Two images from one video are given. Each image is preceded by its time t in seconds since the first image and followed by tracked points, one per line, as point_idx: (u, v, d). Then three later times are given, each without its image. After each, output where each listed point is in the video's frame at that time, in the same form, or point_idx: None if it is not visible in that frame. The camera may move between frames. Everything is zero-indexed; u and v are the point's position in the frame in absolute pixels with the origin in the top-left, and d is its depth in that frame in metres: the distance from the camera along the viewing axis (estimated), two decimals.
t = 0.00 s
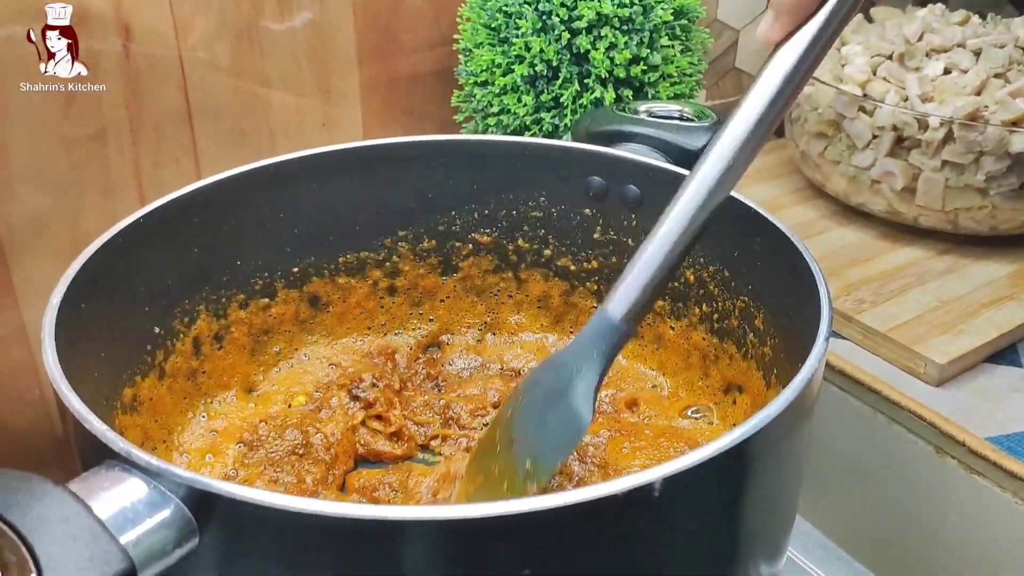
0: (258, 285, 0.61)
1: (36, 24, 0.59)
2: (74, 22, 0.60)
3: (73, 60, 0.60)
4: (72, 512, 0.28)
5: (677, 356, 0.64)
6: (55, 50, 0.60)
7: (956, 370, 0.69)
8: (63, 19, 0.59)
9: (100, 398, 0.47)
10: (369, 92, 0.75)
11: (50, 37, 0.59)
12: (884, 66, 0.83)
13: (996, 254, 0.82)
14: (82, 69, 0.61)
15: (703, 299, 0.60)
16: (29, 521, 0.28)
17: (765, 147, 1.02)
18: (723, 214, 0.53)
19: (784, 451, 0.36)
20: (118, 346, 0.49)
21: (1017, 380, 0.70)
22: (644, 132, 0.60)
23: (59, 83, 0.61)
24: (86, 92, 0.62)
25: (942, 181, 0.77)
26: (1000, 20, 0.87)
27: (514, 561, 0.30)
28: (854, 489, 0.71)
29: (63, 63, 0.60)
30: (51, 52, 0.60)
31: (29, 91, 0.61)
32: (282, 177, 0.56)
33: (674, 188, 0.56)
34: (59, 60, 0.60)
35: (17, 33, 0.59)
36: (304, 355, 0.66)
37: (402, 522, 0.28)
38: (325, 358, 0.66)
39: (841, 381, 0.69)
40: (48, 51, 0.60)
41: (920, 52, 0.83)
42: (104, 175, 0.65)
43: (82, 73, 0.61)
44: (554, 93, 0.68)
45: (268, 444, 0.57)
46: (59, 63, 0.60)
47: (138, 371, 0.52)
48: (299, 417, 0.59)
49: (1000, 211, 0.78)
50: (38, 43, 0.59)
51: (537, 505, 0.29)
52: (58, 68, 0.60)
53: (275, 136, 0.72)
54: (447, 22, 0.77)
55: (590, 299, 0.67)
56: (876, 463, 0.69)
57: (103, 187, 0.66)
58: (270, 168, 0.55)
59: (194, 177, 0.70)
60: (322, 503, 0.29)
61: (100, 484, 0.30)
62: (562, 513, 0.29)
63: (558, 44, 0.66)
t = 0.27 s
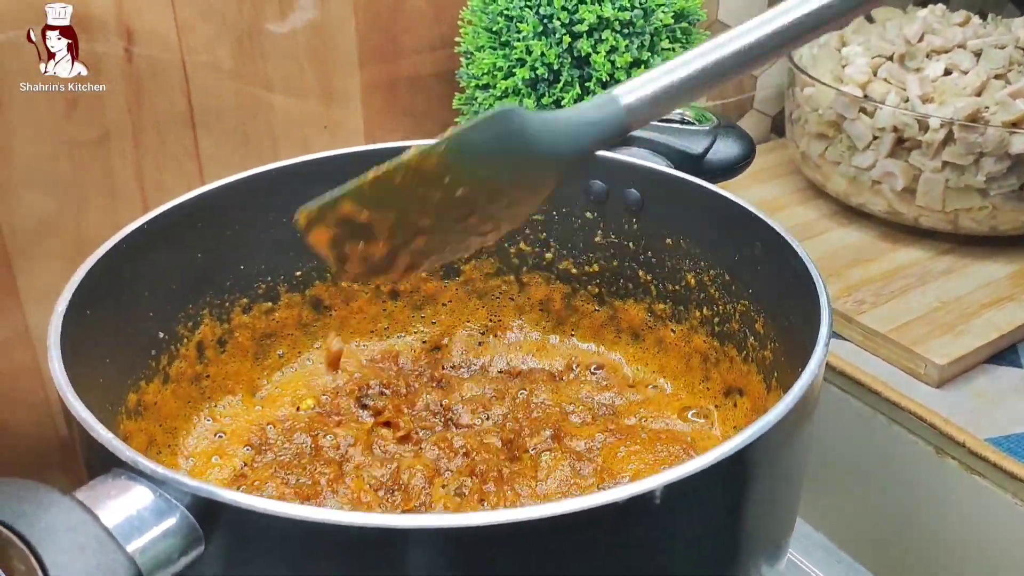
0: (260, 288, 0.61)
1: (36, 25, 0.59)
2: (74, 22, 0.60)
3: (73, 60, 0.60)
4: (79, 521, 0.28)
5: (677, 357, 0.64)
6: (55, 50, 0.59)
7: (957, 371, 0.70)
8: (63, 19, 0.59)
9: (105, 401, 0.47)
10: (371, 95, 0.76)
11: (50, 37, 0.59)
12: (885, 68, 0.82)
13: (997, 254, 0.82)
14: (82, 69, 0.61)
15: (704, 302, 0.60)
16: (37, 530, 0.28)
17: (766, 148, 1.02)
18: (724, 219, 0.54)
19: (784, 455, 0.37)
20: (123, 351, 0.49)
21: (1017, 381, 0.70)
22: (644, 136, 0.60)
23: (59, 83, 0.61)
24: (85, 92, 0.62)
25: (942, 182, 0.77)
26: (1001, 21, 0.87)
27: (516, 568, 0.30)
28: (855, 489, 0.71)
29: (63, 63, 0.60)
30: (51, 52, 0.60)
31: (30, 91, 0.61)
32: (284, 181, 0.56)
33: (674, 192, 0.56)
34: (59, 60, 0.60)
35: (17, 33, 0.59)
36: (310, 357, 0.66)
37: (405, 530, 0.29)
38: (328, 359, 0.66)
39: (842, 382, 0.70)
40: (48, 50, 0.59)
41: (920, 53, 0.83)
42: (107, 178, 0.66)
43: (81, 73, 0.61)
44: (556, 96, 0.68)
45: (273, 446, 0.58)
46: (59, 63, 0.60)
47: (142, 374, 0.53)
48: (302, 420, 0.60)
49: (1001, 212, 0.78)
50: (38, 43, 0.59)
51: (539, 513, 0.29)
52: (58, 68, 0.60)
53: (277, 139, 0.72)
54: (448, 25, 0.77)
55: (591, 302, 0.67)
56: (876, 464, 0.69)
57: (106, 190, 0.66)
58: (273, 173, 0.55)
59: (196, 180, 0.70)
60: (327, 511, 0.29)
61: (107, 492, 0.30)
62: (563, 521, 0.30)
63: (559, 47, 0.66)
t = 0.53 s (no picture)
0: (261, 291, 0.61)
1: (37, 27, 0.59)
2: (74, 23, 0.60)
3: (73, 60, 0.60)
4: (82, 530, 0.28)
5: (677, 358, 0.65)
6: (55, 50, 0.60)
7: (955, 371, 0.70)
8: (63, 19, 0.59)
9: (106, 406, 0.47)
10: (372, 97, 0.76)
11: (49, 38, 0.59)
12: (884, 69, 0.83)
13: (996, 254, 0.83)
14: (82, 69, 0.61)
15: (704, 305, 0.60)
16: (40, 537, 0.28)
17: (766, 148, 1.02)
18: (723, 221, 0.54)
19: (782, 459, 0.37)
20: (125, 354, 0.50)
21: (1016, 381, 0.71)
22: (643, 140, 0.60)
23: (59, 83, 0.61)
24: (85, 92, 0.62)
25: (942, 183, 0.77)
26: (1000, 21, 0.87)
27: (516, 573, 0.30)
28: (854, 489, 0.71)
29: (63, 63, 0.60)
30: (51, 52, 0.60)
31: (29, 91, 0.60)
32: (285, 185, 0.57)
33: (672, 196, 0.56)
34: (59, 61, 0.60)
35: (18, 35, 0.59)
36: (303, 365, 0.66)
37: (404, 536, 0.29)
38: (326, 364, 0.66)
39: (841, 383, 0.70)
40: (48, 50, 0.59)
41: (919, 54, 0.83)
42: (109, 182, 0.66)
43: (81, 73, 0.61)
44: (555, 99, 0.68)
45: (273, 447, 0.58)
46: (59, 63, 0.60)
47: (144, 378, 0.53)
48: (303, 422, 0.60)
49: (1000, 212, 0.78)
50: (38, 43, 0.59)
51: (537, 519, 0.30)
52: (57, 69, 0.60)
53: (278, 142, 0.73)
54: (448, 28, 0.77)
55: (591, 304, 0.68)
56: (875, 464, 0.69)
57: (108, 192, 0.66)
58: (274, 177, 0.55)
59: (198, 183, 0.70)
60: (327, 518, 0.29)
61: (110, 499, 0.30)
62: (561, 526, 0.30)
63: (558, 51, 0.67)
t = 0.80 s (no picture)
0: (262, 292, 0.61)
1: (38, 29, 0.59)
2: (74, 23, 0.60)
3: (73, 60, 0.60)
4: (86, 532, 0.29)
5: (675, 359, 0.65)
6: (55, 50, 0.60)
7: (954, 371, 0.70)
8: (63, 19, 0.59)
9: (108, 407, 0.47)
10: (372, 98, 0.76)
11: (50, 37, 0.59)
12: (883, 70, 0.83)
13: (995, 254, 0.83)
14: (82, 69, 0.61)
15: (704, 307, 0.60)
16: (45, 539, 0.28)
17: (765, 148, 1.03)
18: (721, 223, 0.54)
19: (779, 461, 0.37)
20: (127, 356, 0.50)
21: (1014, 381, 0.71)
22: (643, 142, 0.60)
23: (59, 83, 0.61)
24: (85, 92, 0.62)
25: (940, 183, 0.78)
26: (998, 22, 0.88)
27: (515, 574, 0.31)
28: (853, 489, 0.72)
29: (62, 62, 0.60)
30: (51, 52, 0.60)
31: (29, 91, 0.60)
32: (285, 187, 0.57)
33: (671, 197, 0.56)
34: (59, 60, 0.60)
35: (19, 36, 0.59)
36: (303, 366, 0.66)
37: (405, 538, 0.29)
38: (324, 365, 0.67)
39: (840, 383, 0.70)
40: (48, 50, 0.59)
41: (918, 55, 0.83)
42: (111, 184, 0.66)
43: (81, 73, 0.61)
44: (555, 101, 0.68)
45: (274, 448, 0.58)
46: (59, 63, 0.60)
47: (146, 379, 0.53)
48: (304, 423, 0.61)
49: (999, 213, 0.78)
50: (38, 43, 0.59)
51: (536, 521, 0.30)
52: (57, 68, 0.60)
53: (279, 144, 0.73)
54: (448, 29, 0.77)
55: (590, 305, 0.69)
56: (873, 464, 0.69)
57: (110, 193, 0.67)
58: (275, 179, 0.56)
59: (199, 184, 0.70)
60: (329, 520, 0.30)
61: (114, 501, 0.31)
62: (560, 529, 0.30)
63: (558, 52, 0.67)
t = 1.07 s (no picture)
0: (259, 292, 0.62)
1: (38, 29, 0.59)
2: (73, 23, 0.60)
3: (73, 60, 0.61)
4: (81, 532, 0.29)
5: (672, 359, 0.65)
6: (55, 50, 0.60)
7: (950, 371, 0.70)
8: (63, 19, 0.59)
9: (105, 407, 0.48)
10: (369, 98, 0.76)
11: (49, 37, 0.59)
12: (879, 69, 0.83)
13: (991, 253, 0.83)
14: (83, 69, 0.62)
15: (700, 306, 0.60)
16: (40, 540, 0.28)
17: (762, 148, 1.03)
18: (716, 222, 0.54)
19: (773, 460, 0.37)
20: (123, 356, 0.50)
21: (1010, 380, 0.71)
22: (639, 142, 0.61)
23: (59, 83, 0.61)
24: (85, 92, 0.62)
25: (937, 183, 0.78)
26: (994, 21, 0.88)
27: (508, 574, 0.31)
28: (848, 488, 0.72)
29: (63, 63, 0.61)
30: (51, 52, 0.60)
31: (29, 91, 0.61)
32: (282, 187, 0.57)
33: (666, 197, 0.57)
34: (59, 60, 0.60)
35: (17, 35, 0.59)
36: (298, 366, 0.67)
37: (399, 538, 0.29)
38: (319, 365, 0.67)
39: (836, 383, 0.70)
40: (49, 51, 0.60)
41: (914, 54, 0.83)
42: (108, 184, 0.66)
43: (81, 73, 0.62)
44: (551, 101, 0.69)
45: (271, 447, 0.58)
46: (60, 63, 0.60)
47: (142, 379, 0.53)
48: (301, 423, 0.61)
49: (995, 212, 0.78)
50: (38, 43, 0.59)
51: (528, 521, 0.30)
52: (57, 68, 0.61)
53: (276, 144, 0.73)
54: (445, 29, 0.77)
55: (586, 306, 0.69)
56: (869, 463, 0.70)
57: (107, 193, 0.67)
58: (271, 179, 0.56)
59: (196, 185, 0.71)
60: (323, 520, 0.30)
61: (108, 502, 0.31)
62: (553, 528, 0.30)
63: (554, 52, 0.67)
